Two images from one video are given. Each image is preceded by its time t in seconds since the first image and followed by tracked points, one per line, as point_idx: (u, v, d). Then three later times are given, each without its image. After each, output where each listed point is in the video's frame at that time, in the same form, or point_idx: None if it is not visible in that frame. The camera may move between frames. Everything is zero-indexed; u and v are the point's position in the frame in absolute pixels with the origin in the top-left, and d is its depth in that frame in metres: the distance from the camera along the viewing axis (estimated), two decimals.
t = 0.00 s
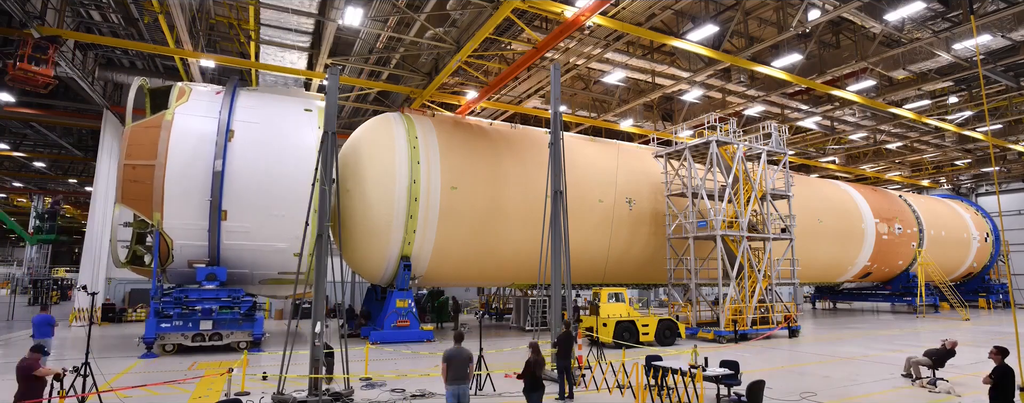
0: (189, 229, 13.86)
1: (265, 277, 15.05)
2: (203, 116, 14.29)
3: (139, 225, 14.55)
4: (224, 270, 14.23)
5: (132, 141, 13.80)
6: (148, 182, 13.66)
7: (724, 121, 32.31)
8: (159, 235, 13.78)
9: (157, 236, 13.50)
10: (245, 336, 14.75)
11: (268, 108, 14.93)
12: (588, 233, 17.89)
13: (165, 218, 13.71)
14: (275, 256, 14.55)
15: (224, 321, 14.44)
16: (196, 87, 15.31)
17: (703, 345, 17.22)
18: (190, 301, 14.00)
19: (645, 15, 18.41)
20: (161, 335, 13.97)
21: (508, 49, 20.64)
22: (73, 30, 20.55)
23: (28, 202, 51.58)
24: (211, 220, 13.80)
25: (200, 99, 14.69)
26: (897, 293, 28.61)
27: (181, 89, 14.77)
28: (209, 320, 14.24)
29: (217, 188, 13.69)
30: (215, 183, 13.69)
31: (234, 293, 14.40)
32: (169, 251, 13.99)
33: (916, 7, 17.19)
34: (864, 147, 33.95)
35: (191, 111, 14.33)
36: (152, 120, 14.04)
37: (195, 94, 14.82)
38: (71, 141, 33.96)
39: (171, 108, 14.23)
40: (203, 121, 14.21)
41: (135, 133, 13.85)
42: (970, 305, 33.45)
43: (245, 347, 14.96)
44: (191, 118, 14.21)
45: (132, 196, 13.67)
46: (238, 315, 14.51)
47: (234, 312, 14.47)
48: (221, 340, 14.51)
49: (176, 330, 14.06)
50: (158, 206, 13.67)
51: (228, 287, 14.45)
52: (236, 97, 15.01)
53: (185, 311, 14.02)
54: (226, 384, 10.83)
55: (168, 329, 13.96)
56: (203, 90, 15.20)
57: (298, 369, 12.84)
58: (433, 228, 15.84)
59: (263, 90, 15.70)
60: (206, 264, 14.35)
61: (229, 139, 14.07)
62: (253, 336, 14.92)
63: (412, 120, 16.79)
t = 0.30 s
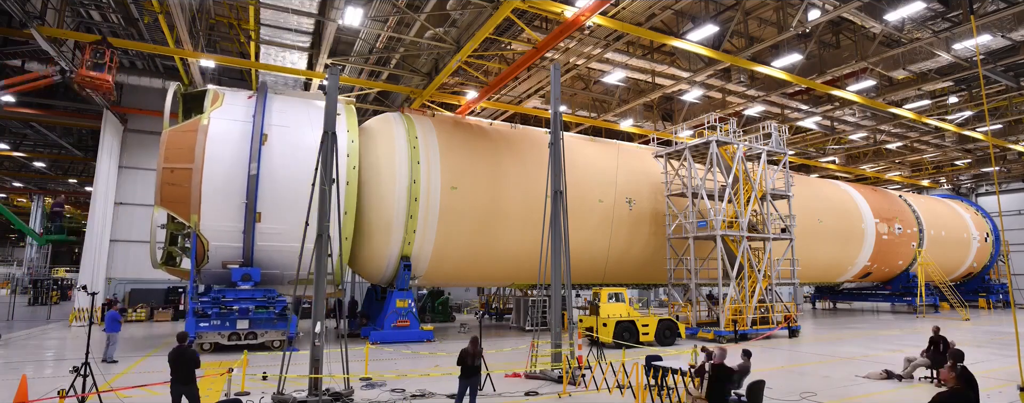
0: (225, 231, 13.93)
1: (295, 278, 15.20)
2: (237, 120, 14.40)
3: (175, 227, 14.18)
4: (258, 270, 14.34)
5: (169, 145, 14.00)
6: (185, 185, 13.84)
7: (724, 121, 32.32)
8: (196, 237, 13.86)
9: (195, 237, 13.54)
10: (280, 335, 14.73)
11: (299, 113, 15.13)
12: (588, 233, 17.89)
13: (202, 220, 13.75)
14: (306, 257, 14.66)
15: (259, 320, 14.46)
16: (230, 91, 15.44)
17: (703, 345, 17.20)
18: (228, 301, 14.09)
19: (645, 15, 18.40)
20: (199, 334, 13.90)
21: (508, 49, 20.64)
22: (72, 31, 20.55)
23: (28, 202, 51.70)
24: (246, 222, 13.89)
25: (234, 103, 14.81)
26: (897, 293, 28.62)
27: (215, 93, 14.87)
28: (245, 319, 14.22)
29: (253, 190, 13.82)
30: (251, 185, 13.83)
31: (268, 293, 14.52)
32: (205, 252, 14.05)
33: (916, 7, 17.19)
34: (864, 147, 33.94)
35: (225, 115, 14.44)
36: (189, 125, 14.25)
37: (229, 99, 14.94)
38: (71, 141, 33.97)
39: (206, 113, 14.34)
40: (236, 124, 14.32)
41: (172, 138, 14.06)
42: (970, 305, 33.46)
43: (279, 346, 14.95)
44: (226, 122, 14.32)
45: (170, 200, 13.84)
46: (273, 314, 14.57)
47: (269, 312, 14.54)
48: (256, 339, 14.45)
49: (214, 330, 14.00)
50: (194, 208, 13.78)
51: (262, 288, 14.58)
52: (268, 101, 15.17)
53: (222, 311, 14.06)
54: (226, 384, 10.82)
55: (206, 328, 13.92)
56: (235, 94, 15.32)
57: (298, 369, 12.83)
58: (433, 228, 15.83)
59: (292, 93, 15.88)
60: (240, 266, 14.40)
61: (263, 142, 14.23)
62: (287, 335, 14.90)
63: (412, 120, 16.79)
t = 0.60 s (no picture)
0: (234, 231, 13.99)
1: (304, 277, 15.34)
2: (246, 121, 14.44)
3: (186, 227, 14.37)
4: (266, 270, 14.29)
5: (179, 145, 14.00)
6: (196, 186, 13.87)
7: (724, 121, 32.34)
8: (206, 237, 13.90)
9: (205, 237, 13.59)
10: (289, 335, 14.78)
11: (308, 114, 15.22)
12: (588, 233, 17.88)
13: (212, 220, 13.81)
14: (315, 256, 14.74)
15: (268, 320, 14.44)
16: (240, 92, 15.44)
17: (703, 345, 17.20)
18: (238, 301, 14.11)
19: (645, 15, 18.41)
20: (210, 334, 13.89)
21: (508, 49, 20.64)
22: (72, 30, 20.55)
23: (28, 202, 51.74)
24: (256, 222, 13.97)
25: (243, 104, 14.81)
26: (897, 293, 28.61)
27: (225, 94, 14.89)
28: (255, 319, 14.27)
29: (263, 191, 13.91)
30: (261, 186, 13.92)
31: (277, 293, 14.50)
32: (215, 252, 14.09)
33: (916, 7, 17.19)
34: (864, 147, 33.95)
35: (234, 116, 14.45)
36: (199, 126, 14.28)
37: (239, 99, 14.94)
38: (71, 141, 33.98)
39: (216, 114, 14.36)
40: (245, 125, 14.37)
41: (182, 138, 14.06)
42: (970, 305, 33.47)
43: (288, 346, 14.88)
44: (236, 123, 14.35)
45: (179, 200, 13.83)
46: (282, 314, 14.54)
47: (278, 312, 14.52)
48: (265, 338, 14.42)
49: (223, 329, 14.02)
50: (204, 209, 13.81)
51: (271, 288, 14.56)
52: (277, 103, 15.20)
53: (232, 310, 14.08)
54: (226, 384, 10.83)
55: (216, 327, 13.94)
56: (244, 94, 15.33)
57: (298, 369, 12.83)
58: (433, 228, 15.82)
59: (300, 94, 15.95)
60: (249, 265, 14.42)
61: (272, 143, 14.31)
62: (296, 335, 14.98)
63: (412, 120, 16.80)
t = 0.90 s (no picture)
0: (246, 232, 13.99)
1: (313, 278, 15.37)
2: (258, 122, 14.42)
3: (199, 228, 14.40)
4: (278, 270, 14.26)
5: (192, 146, 13.93)
6: (209, 187, 13.82)
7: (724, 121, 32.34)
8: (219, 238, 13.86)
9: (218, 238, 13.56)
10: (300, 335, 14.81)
11: (318, 115, 15.25)
12: (588, 233, 17.88)
13: (225, 221, 13.79)
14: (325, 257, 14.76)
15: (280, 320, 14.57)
16: (250, 93, 15.42)
17: (703, 345, 17.20)
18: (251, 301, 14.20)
19: (645, 15, 18.40)
20: (222, 333, 14.00)
21: (508, 49, 20.64)
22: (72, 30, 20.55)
23: (28, 202, 51.77)
24: (268, 223, 13.96)
25: (255, 104, 14.78)
26: (897, 293, 28.61)
27: (236, 96, 14.86)
28: (267, 319, 14.38)
29: (275, 192, 13.90)
30: (273, 187, 13.91)
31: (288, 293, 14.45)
32: (227, 252, 14.07)
33: (916, 7, 17.19)
34: (864, 147, 33.94)
35: (246, 117, 14.42)
36: (211, 127, 14.21)
37: (250, 101, 14.91)
38: (72, 141, 34.00)
39: (229, 115, 14.32)
40: (257, 126, 14.35)
41: (195, 139, 14.00)
42: (970, 305, 33.47)
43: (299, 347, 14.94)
44: (248, 124, 14.32)
45: (192, 201, 13.75)
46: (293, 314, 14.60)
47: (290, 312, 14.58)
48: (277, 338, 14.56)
49: (236, 329, 14.13)
50: (218, 209, 13.78)
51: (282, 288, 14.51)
52: (288, 104, 15.21)
53: (245, 310, 14.20)
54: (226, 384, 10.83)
55: (229, 327, 14.05)
56: (255, 95, 15.30)
57: (298, 369, 12.83)
58: (433, 228, 15.82)
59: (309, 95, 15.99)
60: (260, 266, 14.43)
61: (283, 144, 14.32)
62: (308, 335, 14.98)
63: (412, 120, 16.81)
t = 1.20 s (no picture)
0: (253, 232, 14.00)
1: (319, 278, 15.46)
2: (264, 123, 14.48)
3: (206, 228, 14.36)
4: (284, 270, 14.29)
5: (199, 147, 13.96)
6: (216, 187, 13.86)
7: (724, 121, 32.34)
8: (226, 239, 13.87)
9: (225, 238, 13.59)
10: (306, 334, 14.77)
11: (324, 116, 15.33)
12: (588, 233, 17.88)
13: (232, 221, 13.82)
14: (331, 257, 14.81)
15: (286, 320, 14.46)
16: (256, 94, 15.50)
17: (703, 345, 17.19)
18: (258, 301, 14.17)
19: (645, 15, 18.40)
20: (230, 333, 13.88)
21: (508, 49, 20.63)
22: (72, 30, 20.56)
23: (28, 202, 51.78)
24: (274, 223, 14.00)
25: (261, 106, 14.85)
26: (897, 293, 28.64)
27: (242, 96, 14.94)
28: (274, 319, 14.30)
29: (281, 191, 13.97)
30: (280, 187, 13.98)
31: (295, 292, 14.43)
32: (233, 252, 14.09)
33: (916, 7, 17.19)
34: (865, 147, 33.93)
35: (253, 118, 14.49)
36: (218, 128, 14.26)
37: (256, 101, 14.98)
38: (72, 141, 34.00)
39: (236, 116, 14.39)
40: (264, 127, 14.41)
41: (202, 140, 14.04)
42: (970, 305, 33.48)
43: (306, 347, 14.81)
44: (255, 125, 14.39)
45: (198, 201, 13.78)
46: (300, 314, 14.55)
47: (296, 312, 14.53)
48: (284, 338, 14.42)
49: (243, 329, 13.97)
50: (225, 210, 13.83)
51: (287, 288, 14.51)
52: (294, 105, 15.30)
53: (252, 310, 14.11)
54: (226, 384, 10.83)
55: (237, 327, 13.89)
56: (261, 97, 15.38)
57: (298, 369, 12.82)
58: (433, 228, 15.81)
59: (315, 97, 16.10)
60: (266, 266, 14.48)
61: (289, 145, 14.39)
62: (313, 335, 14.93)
63: (412, 120, 16.83)
